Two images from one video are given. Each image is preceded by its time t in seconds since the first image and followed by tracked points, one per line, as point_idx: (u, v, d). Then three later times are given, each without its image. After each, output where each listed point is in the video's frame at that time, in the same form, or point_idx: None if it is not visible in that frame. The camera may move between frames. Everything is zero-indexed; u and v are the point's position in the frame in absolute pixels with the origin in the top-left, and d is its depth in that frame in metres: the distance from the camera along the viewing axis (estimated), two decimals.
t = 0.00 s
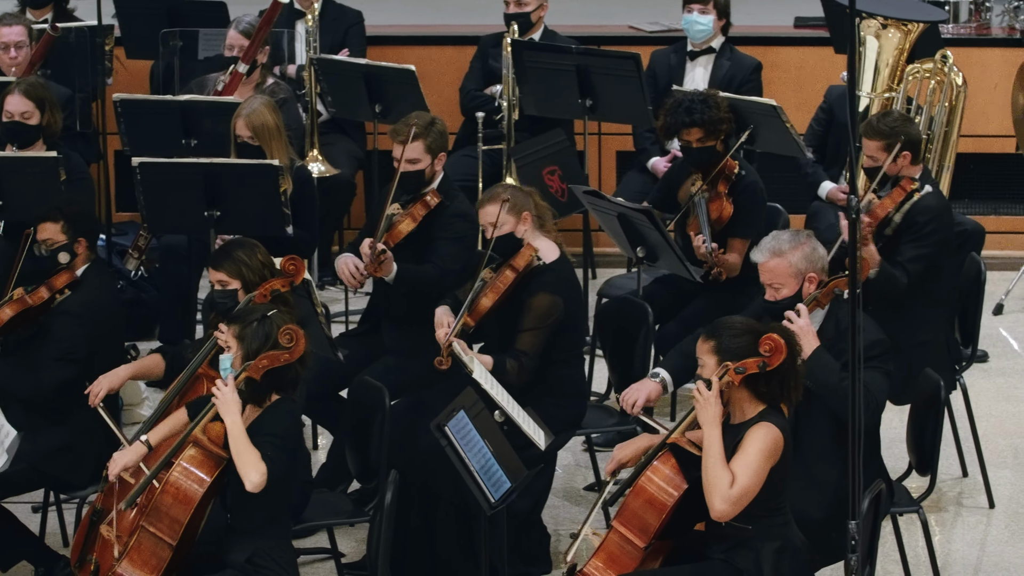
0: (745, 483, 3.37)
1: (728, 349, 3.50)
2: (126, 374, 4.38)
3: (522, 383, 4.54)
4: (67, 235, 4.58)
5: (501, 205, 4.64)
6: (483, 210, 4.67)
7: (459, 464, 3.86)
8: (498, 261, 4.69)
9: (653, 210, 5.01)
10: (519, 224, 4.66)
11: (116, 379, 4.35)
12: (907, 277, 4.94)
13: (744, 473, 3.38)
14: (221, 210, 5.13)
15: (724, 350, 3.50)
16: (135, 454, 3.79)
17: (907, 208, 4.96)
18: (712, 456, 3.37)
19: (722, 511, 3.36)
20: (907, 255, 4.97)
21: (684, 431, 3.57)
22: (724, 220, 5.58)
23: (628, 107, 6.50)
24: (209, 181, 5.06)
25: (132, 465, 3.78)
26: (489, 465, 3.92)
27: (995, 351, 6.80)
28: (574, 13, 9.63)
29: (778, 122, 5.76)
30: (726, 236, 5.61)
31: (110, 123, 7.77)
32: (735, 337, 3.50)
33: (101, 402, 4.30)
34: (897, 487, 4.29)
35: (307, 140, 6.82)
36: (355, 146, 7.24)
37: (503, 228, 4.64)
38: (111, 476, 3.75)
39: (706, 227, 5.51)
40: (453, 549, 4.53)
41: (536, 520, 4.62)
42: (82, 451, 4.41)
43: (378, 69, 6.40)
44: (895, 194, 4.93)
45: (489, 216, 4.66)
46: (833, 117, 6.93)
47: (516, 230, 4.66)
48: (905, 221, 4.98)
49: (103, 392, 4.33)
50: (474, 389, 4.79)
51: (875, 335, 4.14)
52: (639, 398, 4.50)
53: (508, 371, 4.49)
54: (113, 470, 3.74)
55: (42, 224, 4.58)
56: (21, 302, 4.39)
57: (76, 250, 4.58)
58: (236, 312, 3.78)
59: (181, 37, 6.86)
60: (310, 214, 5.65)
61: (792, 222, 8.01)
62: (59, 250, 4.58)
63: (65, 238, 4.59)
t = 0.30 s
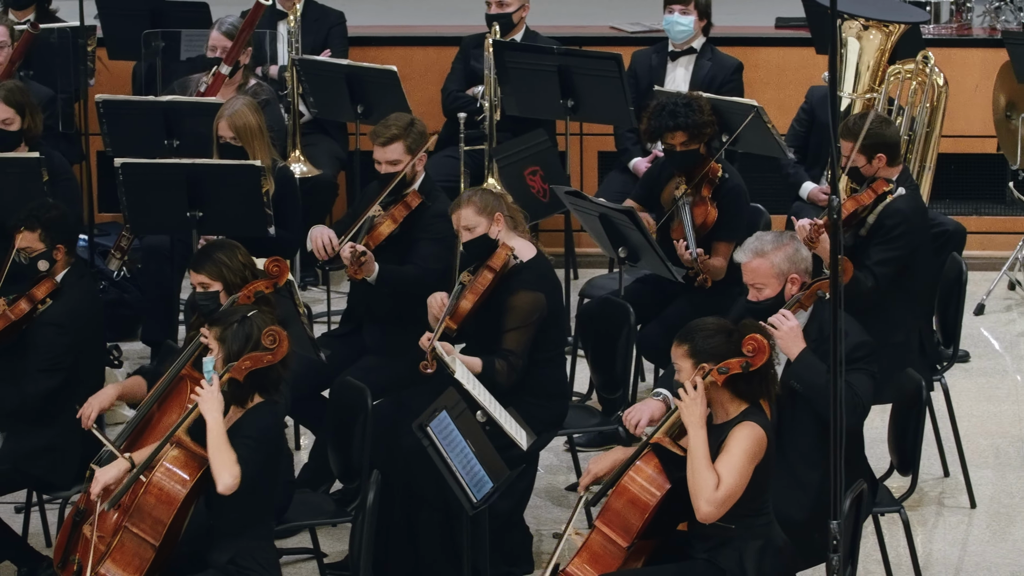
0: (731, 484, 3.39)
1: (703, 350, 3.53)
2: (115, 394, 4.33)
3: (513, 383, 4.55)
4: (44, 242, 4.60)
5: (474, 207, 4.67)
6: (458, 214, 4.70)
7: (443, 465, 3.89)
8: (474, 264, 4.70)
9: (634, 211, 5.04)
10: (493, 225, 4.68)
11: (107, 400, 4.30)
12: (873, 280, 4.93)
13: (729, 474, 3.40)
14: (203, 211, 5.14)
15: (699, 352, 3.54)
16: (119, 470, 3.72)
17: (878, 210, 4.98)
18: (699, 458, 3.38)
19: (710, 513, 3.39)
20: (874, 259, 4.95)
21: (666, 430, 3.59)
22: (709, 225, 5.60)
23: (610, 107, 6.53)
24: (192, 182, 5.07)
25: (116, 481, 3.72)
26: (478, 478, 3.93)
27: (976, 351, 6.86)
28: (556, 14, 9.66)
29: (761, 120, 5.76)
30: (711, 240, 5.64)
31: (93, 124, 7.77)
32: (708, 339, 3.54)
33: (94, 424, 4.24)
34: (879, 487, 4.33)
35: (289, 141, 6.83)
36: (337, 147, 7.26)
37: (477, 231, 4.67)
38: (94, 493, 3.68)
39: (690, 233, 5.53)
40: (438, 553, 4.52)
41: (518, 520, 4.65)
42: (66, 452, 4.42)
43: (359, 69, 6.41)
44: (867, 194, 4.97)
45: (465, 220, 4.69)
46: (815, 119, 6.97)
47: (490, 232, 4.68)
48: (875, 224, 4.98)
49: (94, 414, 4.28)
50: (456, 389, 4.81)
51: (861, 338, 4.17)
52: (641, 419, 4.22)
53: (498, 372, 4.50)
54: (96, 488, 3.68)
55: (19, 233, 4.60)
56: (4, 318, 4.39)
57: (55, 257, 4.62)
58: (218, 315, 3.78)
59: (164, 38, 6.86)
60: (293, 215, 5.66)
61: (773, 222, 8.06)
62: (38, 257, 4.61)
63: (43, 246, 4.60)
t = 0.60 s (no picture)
0: (717, 474, 3.42)
1: (697, 346, 3.53)
2: (100, 391, 4.36)
3: (496, 375, 4.58)
4: (39, 236, 4.63)
5: (477, 196, 4.69)
6: (459, 201, 4.71)
7: (424, 462, 3.91)
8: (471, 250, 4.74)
9: (619, 211, 5.06)
10: (493, 216, 4.71)
11: (94, 397, 4.33)
12: (875, 275, 4.98)
13: (715, 465, 3.42)
14: (189, 211, 5.14)
15: (693, 347, 3.54)
16: (107, 473, 3.76)
17: (871, 207, 4.98)
18: (683, 449, 3.41)
19: (698, 502, 3.39)
20: (874, 254, 4.99)
21: (652, 425, 3.63)
22: (703, 227, 5.61)
23: (595, 107, 6.55)
24: (177, 182, 5.07)
25: (104, 483, 3.75)
26: (456, 464, 3.94)
27: (960, 351, 6.90)
28: (542, 15, 9.69)
29: (744, 122, 5.81)
30: (702, 241, 5.65)
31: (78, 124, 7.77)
32: (703, 335, 3.55)
33: (79, 422, 4.29)
34: (864, 487, 4.36)
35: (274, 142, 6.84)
36: (322, 147, 7.27)
37: (477, 219, 4.69)
38: (82, 493, 3.72)
39: (686, 235, 5.53)
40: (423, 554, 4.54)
41: (503, 520, 4.66)
42: (52, 451, 4.44)
43: (344, 70, 6.41)
44: (861, 190, 4.93)
45: (465, 208, 4.71)
46: (798, 119, 7.00)
47: (490, 222, 4.71)
48: (869, 220, 5.00)
49: (82, 411, 4.31)
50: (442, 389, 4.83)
51: (846, 335, 4.21)
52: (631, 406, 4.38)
53: (481, 364, 4.53)
54: (83, 490, 3.71)
55: (15, 225, 4.63)
56: None
57: (48, 252, 4.60)
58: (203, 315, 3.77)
59: (149, 39, 6.87)
60: (278, 215, 5.68)
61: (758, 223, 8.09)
62: (32, 250, 4.60)
63: (38, 239, 4.63)
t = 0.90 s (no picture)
0: (709, 459, 3.44)
1: (695, 341, 3.55)
2: (79, 370, 4.43)
3: (483, 364, 4.59)
4: (34, 233, 4.62)
5: (489, 186, 4.70)
6: (470, 188, 4.72)
7: (412, 460, 3.90)
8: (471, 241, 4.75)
9: (608, 211, 5.07)
10: (501, 210, 4.72)
11: (70, 374, 4.39)
12: (870, 273, 4.98)
13: (708, 450, 3.45)
14: (177, 210, 5.14)
15: (691, 341, 3.56)
16: (96, 454, 3.77)
17: (862, 206, 5.02)
18: (674, 435, 3.45)
19: (688, 483, 3.42)
20: (866, 253, 5.01)
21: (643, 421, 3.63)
22: (691, 221, 5.63)
23: (583, 106, 6.56)
24: (165, 181, 5.07)
25: (92, 464, 3.77)
26: (440, 458, 3.95)
27: (948, 350, 6.93)
28: (531, 15, 9.71)
29: (733, 121, 5.85)
30: (692, 238, 5.65)
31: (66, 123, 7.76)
32: (704, 330, 3.55)
33: (55, 397, 4.35)
34: (852, 485, 4.38)
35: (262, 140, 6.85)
36: (310, 147, 7.28)
37: (485, 208, 4.69)
38: (71, 474, 3.75)
39: (674, 229, 5.53)
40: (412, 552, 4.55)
41: (491, 518, 4.67)
42: (39, 449, 4.44)
43: (333, 69, 6.42)
44: (852, 190, 4.95)
45: (477, 195, 4.71)
46: (786, 118, 7.02)
47: (496, 215, 4.72)
48: (860, 219, 5.02)
49: (58, 387, 4.37)
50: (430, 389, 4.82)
51: (833, 331, 4.25)
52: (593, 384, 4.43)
53: (468, 353, 4.55)
54: (71, 469, 3.75)
55: (9, 220, 4.62)
56: None
57: (41, 249, 4.61)
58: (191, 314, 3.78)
59: (137, 38, 6.88)
60: (267, 214, 5.68)
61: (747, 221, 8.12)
62: (25, 247, 4.60)
63: (32, 236, 4.63)
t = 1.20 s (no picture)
0: (700, 451, 3.46)
1: (690, 337, 3.55)
2: (76, 364, 4.44)
3: (468, 364, 4.61)
4: (21, 234, 4.62)
5: (495, 186, 4.72)
6: (477, 185, 4.74)
7: (402, 460, 3.90)
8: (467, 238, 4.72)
9: (597, 210, 5.07)
10: (504, 211, 4.74)
11: (66, 367, 4.40)
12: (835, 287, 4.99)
13: (699, 441, 3.47)
14: (166, 210, 5.14)
15: (686, 337, 3.56)
16: (93, 437, 3.87)
17: (844, 212, 5.01)
18: (670, 419, 3.47)
19: (675, 472, 3.43)
20: (838, 262, 5.00)
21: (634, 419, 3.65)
22: (671, 213, 5.65)
23: (571, 106, 6.57)
24: (154, 181, 5.07)
25: (88, 447, 3.86)
26: (432, 462, 3.95)
27: (938, 350, 6.96)
28: (521, 14, 9.72)
29: (721, 120, 5.86)
30: (675, 231, 5.67)
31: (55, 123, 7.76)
32: (698, 325, 3.57)
33: (48, 387, 4.37)
34: (842, 484, 4.39)
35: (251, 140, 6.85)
36: (299, 147, 7.29)
37: (489, 208, 4.71)
38: (69, 456, 3.84)
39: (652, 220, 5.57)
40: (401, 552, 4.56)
41: (480, 518, 4.68)
42: (27, 449, 4.44)
43: (322, 69, 6.42)
44: (831, 198, 4.97)
45: (481, 193, 4.73)
46: (776, 118, 7.03)
47: (499, 216, 4.74)
48: (839, 226, 5.01)
49: (52, 377, 4.39)
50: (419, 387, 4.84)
51: (817, 332, 4.30)
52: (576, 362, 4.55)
53: (454, 350, 4.57)
54: (69, 451, 3.83)
55: None
56: None
57: (27, 251, 4.59)
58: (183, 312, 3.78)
59: (126, 38, 6.88)
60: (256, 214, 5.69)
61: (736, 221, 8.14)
62: (11, 249, 4.57)
63: (19, 237, 4.63)
